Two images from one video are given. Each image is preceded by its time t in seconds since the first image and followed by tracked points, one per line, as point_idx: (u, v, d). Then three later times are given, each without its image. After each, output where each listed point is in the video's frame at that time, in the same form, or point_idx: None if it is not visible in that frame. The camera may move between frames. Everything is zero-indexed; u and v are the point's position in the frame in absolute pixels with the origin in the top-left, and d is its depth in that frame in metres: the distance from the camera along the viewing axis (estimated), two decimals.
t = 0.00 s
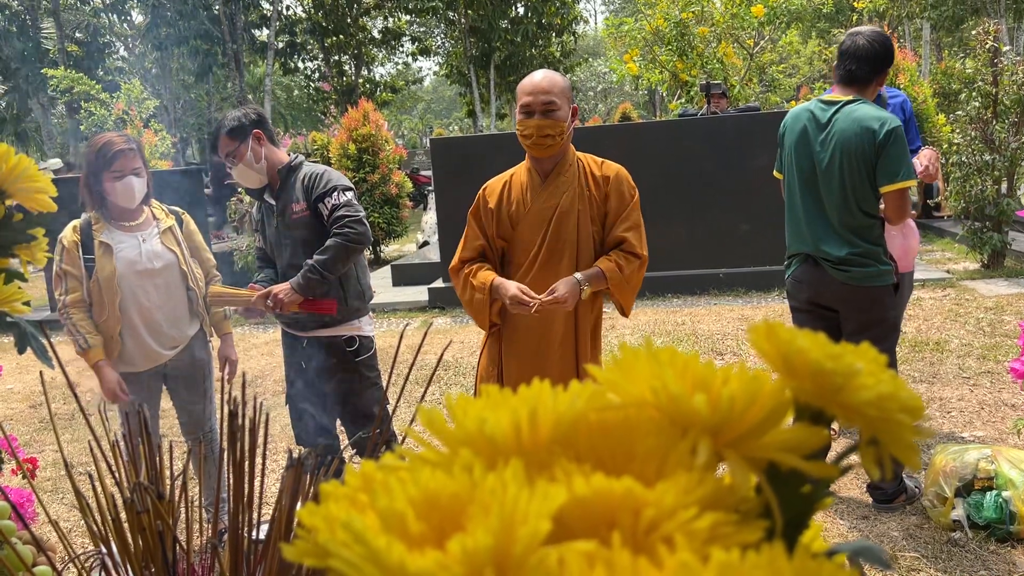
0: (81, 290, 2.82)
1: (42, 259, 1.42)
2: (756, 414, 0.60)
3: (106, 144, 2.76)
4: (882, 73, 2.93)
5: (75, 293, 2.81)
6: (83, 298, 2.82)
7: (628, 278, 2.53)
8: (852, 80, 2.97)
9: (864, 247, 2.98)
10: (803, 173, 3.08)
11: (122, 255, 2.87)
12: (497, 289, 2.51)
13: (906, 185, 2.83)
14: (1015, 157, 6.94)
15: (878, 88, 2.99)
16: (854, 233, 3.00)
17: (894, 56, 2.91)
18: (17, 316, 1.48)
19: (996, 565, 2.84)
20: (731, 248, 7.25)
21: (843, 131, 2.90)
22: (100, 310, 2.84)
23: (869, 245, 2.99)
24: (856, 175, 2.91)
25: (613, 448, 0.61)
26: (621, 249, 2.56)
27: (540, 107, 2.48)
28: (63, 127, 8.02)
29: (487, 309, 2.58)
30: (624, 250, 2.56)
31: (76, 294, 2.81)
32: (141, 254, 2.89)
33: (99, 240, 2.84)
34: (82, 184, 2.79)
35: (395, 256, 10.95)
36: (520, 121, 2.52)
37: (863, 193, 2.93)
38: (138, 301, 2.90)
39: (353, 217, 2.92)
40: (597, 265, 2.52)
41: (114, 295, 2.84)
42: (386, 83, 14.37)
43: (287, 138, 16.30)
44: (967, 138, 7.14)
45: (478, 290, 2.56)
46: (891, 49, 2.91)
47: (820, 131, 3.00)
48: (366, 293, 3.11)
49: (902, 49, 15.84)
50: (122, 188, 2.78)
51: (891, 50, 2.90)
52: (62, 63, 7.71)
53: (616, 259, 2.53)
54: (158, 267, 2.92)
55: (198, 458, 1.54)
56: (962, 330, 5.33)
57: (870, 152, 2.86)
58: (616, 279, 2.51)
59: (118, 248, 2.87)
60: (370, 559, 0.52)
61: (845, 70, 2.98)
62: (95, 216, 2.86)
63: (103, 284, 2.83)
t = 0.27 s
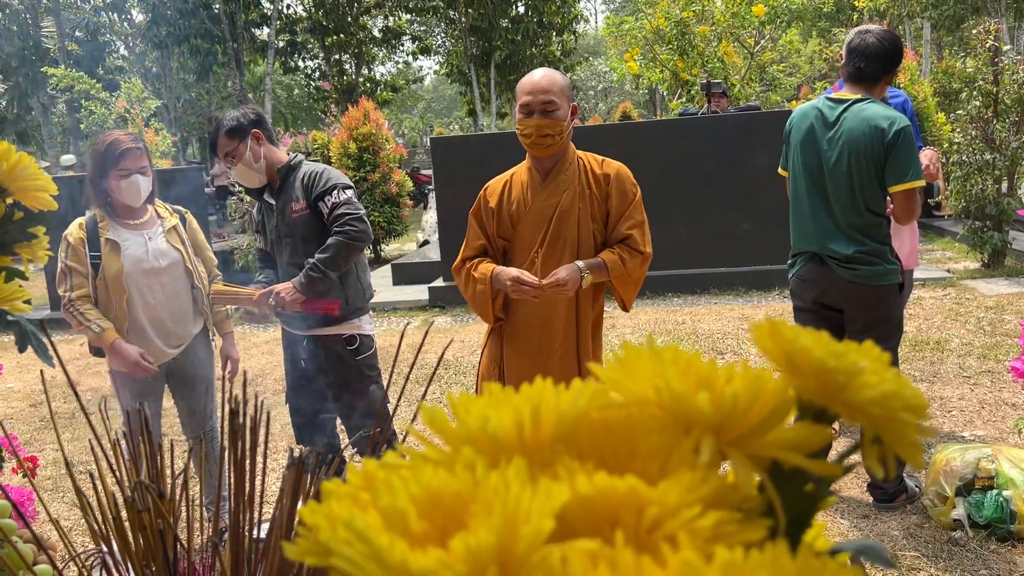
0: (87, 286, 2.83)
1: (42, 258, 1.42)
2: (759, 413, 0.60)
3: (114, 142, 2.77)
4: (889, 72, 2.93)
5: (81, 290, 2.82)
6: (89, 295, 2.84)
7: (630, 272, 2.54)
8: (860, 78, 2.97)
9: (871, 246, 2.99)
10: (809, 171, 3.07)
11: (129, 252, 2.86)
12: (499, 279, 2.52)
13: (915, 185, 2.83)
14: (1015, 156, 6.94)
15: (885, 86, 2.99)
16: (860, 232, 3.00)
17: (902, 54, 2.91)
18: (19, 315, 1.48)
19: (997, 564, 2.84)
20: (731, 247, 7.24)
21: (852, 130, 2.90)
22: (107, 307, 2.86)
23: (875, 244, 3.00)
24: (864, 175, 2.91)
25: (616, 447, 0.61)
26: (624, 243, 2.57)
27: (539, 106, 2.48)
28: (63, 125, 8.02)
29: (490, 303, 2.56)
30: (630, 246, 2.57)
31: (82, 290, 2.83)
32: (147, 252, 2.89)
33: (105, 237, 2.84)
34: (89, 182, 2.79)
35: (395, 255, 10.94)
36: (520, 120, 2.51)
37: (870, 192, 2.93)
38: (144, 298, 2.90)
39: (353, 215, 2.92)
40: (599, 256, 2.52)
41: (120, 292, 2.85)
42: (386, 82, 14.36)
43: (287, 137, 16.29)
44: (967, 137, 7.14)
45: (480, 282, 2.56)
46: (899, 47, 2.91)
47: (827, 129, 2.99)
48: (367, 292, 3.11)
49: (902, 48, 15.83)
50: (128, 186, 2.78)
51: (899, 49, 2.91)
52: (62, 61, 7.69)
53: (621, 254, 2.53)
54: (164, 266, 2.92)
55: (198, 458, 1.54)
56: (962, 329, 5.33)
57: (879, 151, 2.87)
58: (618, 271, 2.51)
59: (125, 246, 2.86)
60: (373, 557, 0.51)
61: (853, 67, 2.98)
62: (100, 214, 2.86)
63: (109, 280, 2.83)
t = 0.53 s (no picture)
0: (90, 284, 2.85)
1: (44, 257, 1.42)
2: (758, 414, 0.60)
3: (119, 141, 2.77)
4: (894, 70, 2.93)
5: (83, 287, 2.84)
6: (92, 292, 2.85)
7: (630, 267, 2.53)
8: (864, 77, 2.97)
9: (875, 245, 3.00)
10: (813, 170, 3.06)
11: (132, 251, 2.86)
12: (500, 267, 2.52)
13: (919, 185, 2.84)
14: (1015, 156, 6.94)
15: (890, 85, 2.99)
16: (864, 231, 3.00)
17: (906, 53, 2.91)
18: (20, 314, 1.48)
19: (997, 564, 2.84)
20: (731, 246, 7.24)
21: (856, 129, 2.90)
22: (109, 305, 2.87)
23: (879, 243, 3.00)
24: (869, 174, 2.91)
25: (617, 448, 0.61)
26: (627, 239, 2.57)
27: (540, 107, 2.48)
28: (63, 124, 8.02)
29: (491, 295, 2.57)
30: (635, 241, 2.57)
31: (85, 287, 2.84)
32: (150, 251, 2.89)
33: (108, 236, 2.84)
34: (93, 180, 2.80)
35: (395, 254, 10.94)
36: (521, 120, 2.51)
37: (874, 191, 2.93)
38: (146, 296, 2.91)
39: (353, 214, 2.91)
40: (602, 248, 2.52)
41: (123, 290, 2.85)
42: (386, 81, 14.35)
43: (287, 136, 16.28)
44: (968, 137, 7.14)
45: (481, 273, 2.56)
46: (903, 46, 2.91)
47: (830, 128, 2.98)
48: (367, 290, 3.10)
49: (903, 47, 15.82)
50: (132, 184, 2.78)
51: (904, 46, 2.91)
52: (62, 60, 7.69)
53: (624, 250, 2.53)
54: (167, 264, 2.92)
55: (200, 458, 1.54)
56: (963, 329, 5.33)
57: (884, 151, 2.87)
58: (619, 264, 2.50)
59: (128, 244, 2.86)
60: (375, 558, 0.52)
61: (858, 66, 2.97)
62: (103, 212, 2.85)
63: (112, 278, 2.84)
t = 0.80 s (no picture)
0: (90, 284, 2.83)
1: (43, 257, 1.43)
2: (759, 414, 0.60)
3: (120, 140, 2.78)
4: (888, 68, 2.92)
5: (82, 287, 2.82)
6: (91, 293, 2.84)
7: (631, 260, 2.54)
8: (860, 75, 2.96)
9: (879, 245, 3.00)
10: (810, 173, 3.06)
11: (132, 250, 2.86)
12: (502, 251, 2.53)
13: (916, 184, 2.84)
14: (1015, 155, 6.94)
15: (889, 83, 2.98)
16: (866, 232, 3.00)
17: (901, 51, 2.90)
18: (20, 314, 1.48)
19: (997, 563, 2.84)
20: (731, 246, 7.24)
21: (850, 130, 2.89)
22: (109, 305, 2.86)
23: (882, 244, 3.00)
24: (867, 174, 2.91)
25: (616, 449, 0.61)
26: (632, 234, 2.57)
27: (542, 108, 2.44)
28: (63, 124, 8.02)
29: (492, 282, 2.58)
30: (639, 238, 2.57)
31: (84, 288, 2.82)
32: (150, 250, 2.89)
33: (108, 235, 2.83)
34: (94, 180, 2.79)
35: (395, 253, 10.94)
36: (524, 120, 2.49)
37: (874, 190, 2.93)
38: (146, 296, 2.90)
39: (354, 214, 2.92)
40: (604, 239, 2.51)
41: (123, 290, 2.84)
42: (386, 80, 14.34)
43: (287, 135, 16.27)
44: (968, 136, 7.14)
45: (482, 259, 2.57)
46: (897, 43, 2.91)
47: (824, 131, 2.98)
48: (366, 289, 3.10)
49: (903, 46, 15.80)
50: (132, 184, 2.78)
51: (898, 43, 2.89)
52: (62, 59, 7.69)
53: (627, 245, 2.54)
54: (166, 264, 2.92)
55: (199, 458, 1.54)
56: (963, 328, 5.33)
57: (880, 150, 2.86)
58: (621, 256, 2.50)
59: (127, 244, 2.86)
60: (373, 560, 0.52)
61: (853, 66, 2.97)
62: (103, 211, 2.85)
63: (112, 278, 2.83)
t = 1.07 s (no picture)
0: (87, 284, 2.82)
1: (43, 255, 1.43)
2: (760, 411, 0.60)
3: (118, 140, 2.78)
4: (869, 67, 2.93)
5: (81, 288, 2.81)
6: (89, 293, 2.83)
7: (641, 257, 2.56)
8: (842, 75, 2.98)
9: (873, 245, 2.99)
10: (798, 175, 3.08)
11: (129, 249, 2.86)
12: (502, 255, 2.54)
13: (899, 177, 2.84)
14: (1015, 154, 6.93)
15: (873, 82, 2.99)
16: (855, 230, 3.00)
17: (879, 49, 2.92)
18: (19, 313, 1.48)
19: (996, 562, 2.84)
20: (731, 245, 7.24)
21: (833, 129, 2.90)
22: (107, 305, 2.86)
23: (875, 243, 2.99)
24: (853, 171, 2.91)
25: (616, 447, 0.61)
26: (636, 233, 2.58)
27: (543, 106, 2.44)
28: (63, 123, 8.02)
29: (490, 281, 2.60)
30: (643, 235, 2.58)
31: (82, 288, 2.81)
32: (148, 249, 2.89)
33: (106, 234, 2.83)
34: (91, 178, 2.79)
35: (395, 252, 10.94)
36: (525, 119, 2.48)
37: (862, 188, 2.93)
38: (144, 295, 2.90)
39: (353, 213, 2.92)
40: (611, 242, 2.52)
41: (121, 290, 2.84)
42: (386, 79, 14.32)
43: (287, 134, 16.26)
44: (968, 135, 7.13)
45: (481, 260, 2.59)
46: (875, 43, 2.93)
47: (808, 133, 3.00)
48: (367, 288, 3.09)
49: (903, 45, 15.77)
50: (130, 183, 2.78)
51: (876, 42, 2.91)
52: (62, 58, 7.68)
53: (634, 246, 2.55)
54: (165, 263, 2.92)
55: (198, 457, 1.54)
56: (962, 327, 5.33)
57: (863, 148, 2.86)
58: (627, 255, 2.52)
59: (125, 243, 2.86)
60: (374, 557, 0.51)
61: (834, 67, 3.00)
62: (100, 210, 2.85)
63: (110, 278, 2.83)
